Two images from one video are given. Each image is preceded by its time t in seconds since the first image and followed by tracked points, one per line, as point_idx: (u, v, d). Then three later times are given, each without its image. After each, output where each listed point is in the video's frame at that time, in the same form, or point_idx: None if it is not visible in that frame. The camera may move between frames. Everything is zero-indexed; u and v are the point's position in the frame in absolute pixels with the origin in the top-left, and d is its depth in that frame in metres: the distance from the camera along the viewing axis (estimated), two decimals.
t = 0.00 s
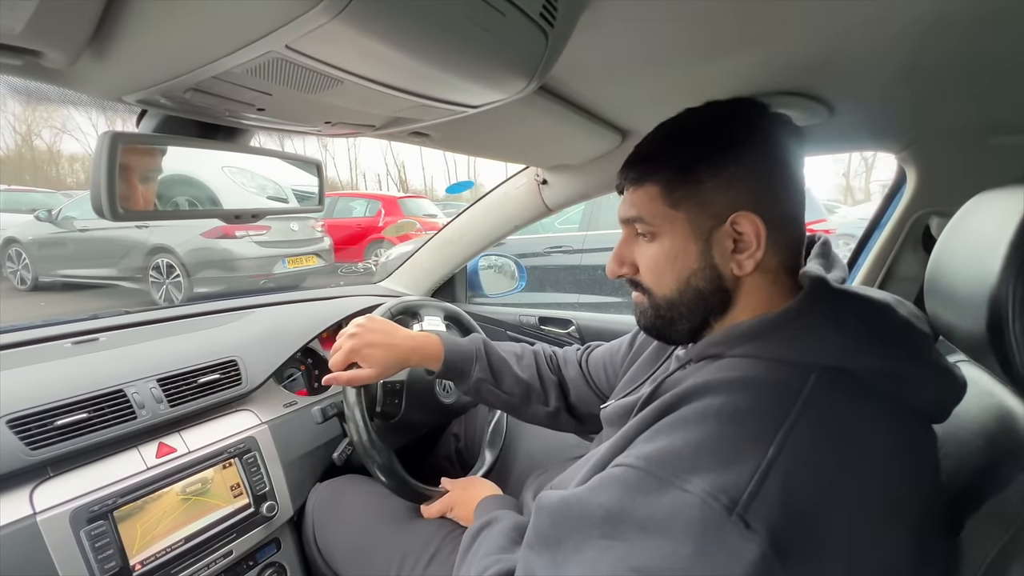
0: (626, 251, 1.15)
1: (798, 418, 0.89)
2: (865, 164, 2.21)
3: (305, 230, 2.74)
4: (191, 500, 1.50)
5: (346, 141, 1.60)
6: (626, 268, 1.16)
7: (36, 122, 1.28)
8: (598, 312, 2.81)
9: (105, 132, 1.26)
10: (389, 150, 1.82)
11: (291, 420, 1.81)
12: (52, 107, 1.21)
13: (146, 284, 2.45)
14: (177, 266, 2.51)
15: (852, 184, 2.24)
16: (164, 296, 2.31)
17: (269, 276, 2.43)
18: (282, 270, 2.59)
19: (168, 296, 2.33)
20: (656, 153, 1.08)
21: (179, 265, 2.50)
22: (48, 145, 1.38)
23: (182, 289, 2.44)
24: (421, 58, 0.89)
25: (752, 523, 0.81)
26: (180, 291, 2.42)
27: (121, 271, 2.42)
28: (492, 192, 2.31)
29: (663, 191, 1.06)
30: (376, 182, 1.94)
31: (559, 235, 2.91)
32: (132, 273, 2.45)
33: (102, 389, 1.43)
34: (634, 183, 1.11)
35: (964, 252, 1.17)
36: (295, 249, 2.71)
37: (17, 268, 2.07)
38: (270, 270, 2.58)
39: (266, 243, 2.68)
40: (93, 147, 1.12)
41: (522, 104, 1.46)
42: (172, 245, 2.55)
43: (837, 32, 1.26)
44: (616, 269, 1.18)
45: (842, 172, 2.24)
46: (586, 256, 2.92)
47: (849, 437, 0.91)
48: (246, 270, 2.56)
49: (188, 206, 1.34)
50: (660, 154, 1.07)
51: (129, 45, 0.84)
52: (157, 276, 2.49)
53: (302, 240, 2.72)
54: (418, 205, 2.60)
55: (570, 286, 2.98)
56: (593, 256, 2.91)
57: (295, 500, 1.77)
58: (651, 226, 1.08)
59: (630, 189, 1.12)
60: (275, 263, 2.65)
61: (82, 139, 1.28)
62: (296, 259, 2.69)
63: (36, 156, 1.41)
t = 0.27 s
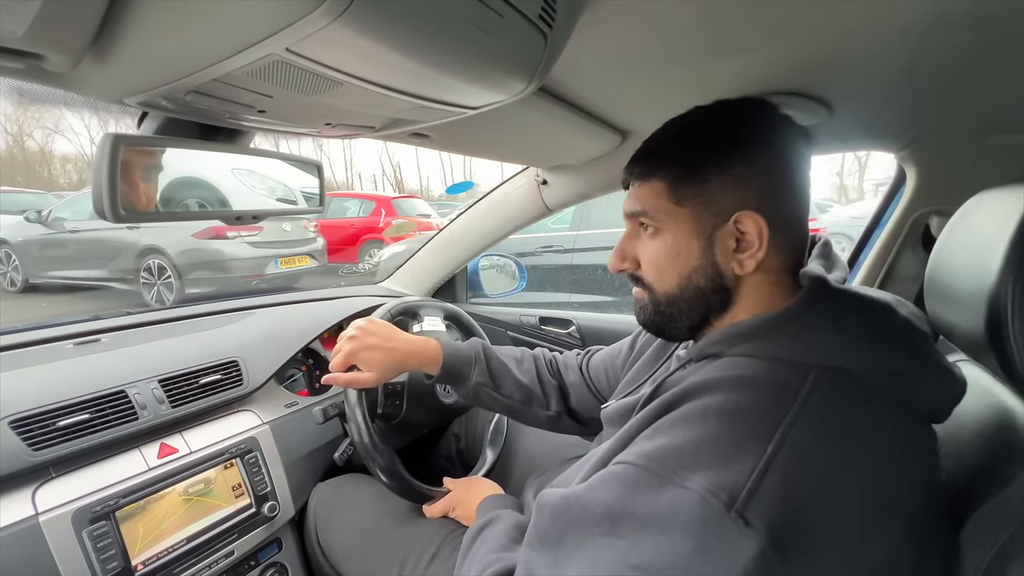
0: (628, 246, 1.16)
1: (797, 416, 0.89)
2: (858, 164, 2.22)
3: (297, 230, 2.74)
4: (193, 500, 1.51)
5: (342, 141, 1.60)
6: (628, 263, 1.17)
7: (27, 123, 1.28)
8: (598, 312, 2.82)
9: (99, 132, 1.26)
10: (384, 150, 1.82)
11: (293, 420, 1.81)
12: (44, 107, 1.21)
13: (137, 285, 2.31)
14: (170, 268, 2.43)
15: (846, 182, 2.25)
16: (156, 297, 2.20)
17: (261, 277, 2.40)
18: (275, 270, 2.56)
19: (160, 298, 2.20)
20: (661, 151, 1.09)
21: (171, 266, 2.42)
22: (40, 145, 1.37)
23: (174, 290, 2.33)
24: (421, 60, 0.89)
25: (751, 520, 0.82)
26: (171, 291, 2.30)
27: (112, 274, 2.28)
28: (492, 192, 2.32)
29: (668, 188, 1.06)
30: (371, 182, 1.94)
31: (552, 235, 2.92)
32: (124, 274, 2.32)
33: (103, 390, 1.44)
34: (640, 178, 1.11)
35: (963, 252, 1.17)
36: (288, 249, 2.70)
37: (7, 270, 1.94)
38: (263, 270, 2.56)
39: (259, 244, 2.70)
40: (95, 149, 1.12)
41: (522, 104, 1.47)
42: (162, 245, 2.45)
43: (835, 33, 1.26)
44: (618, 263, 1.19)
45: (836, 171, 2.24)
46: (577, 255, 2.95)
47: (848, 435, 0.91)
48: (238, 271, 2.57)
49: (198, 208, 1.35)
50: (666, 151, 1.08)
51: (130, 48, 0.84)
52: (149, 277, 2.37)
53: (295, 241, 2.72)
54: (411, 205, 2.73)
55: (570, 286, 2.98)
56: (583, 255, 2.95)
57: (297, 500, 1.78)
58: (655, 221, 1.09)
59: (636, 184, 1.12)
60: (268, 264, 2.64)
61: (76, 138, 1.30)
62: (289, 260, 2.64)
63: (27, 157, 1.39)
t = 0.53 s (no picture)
0: (629, 245, 1.15)
1: (798, 415, 0.89)
2: (851, 164, 2.22)
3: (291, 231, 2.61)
4: (192, 501, 1.50)
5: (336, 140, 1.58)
6: (628, 263, 1.16)
7: (18, 122, 1.24)
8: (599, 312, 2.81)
9: (91, 132, 1.26)
10: (379, 150, 1.82)
11: (293, 421, 1.81)
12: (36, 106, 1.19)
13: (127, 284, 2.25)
14: (160, 269, 2.35)
15: (840, 181, 2.24)
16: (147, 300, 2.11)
17: (253, 277, 2.38)
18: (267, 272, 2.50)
19: (150, 299, 2.16)
20: (662, 150, 1.08)
21: (162, 267, 2.34)
22: (32, 146, 1.33)
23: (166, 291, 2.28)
24: (421, 59, 0.89)
25: (751, 519, 0.81)
26: (162, 292, 2.25)
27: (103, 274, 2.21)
28: (492, 192, 2.31)
29: (669, 188, 1.06)
30: (367, 182, 1.93)
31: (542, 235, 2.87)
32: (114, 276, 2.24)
33: (103, 391, 1.43)
34: (641, 178, 1.11)
35: (965, 251, 1.16)
36: (280, 250, 2.59)
37: None
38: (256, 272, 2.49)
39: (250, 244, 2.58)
40: (93, 149, 1.12)
41: (522, 104, 1.46)
42: (154, 246, 2.37)
43: (836, 32, 1.26)
44: (619, 263, 1.19)
45: (830, 171, 2.23)
46: (569, 255, 2.93)
47: (849, 434, 0.91)
48: (231, 272, 2.46)
49: (207, 210, 1.36)
50: (667, 150, 1.07)
51: (127, 47, 0.84)
52: (139, 279, 2.30)
53: (287, 242, 2.61)
54: (407, 206, 2.56)
55: (570, 286, 2.98)
56: (574, 256, 2.93)
57: (297, 500, 1.77)
58: (656, 221, 1.08)
59: (637, 184, 1.12)
60: (260, 264, 2.55)
61: (68, 138, 1.27)
62: (282, 261, 2.57)
63: (18, 158, 1.35)
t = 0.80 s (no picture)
0: (628, 247, 1.16)
1: (794, 415, 0.90)
2: (845, 165, 2.21)
3: (281, 231, 2.66)
4: (194, 502, 1.51)
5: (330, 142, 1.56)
6: (628, 265, 1.17)
7: (9, 124, 1.26)
8: (598, 314, 2.82)
9: (85, 132, 1.27)
10: (375, 151, 1.82)
11: (293, 422, 1.81)
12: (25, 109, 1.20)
13: (119, 286, 2.23)
14: (152, 271, 2.33)
15: (833, 182, 2.23)
16: (137, 300, 2.13)
17: (246, 278, 2.42)
18: (260, 273, 2.53)
19: (143, 299, 2.15)
20: (661, 152, 1.09)
21: (153, 269, 2.33)
22: (22, 146, 1.35)
23: (157, 293, 2.25)
24: (421, 64, 0.90)
25: (749, 518, 0.82)
26: (153, 293, 2.23)
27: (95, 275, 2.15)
28: (492, 193, 2.32)
29: (667, 190, 1.07)
30: (362, 183, 1.94)
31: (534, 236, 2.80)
32: (105, 278, 2.17)
33: (104, 392, 1.44)
34: (639, 180, 1.12)
35: (963, 253, 1.17)
36: (272, 251, 2.62)
37: None
38: (247, 274, 2.50)
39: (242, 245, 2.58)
40: (97, 153, 1.13)
41: (521, 107, 1.47)
42: (145, 247, 2.38)
43: (834, 35, 1.27)
44: (619, 265, 1.19)
45: (823, 172, 2.23)
46: (562, 255, 2.90)
47: (847, 433, 0.92)
48: (222, 273, 2.47)
49: (217, 212, 1.38)
50: (665, 153, 1.08)
51: (131, 52, 0.84)
52: (131, 280, 2.28)
53: (280, 243, 2.65)
54: (398, 206, 2.84)
55: (570, 286, 2.97)
56: (567, 256, 2.90)
57: (298, 501, 1.78)
58: (654, 223, 1.09)
59: (635, 186, 1.13)
60: (252, 265, 2.57)
61: (61, 138, 1.32)
62: (274, 262, 2.58)
63: (10, 159, 1.38)
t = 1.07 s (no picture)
0: (629, 249, 1.16)
1: (794, 416, 0.89)
2: (839, 165, 2.22)
3: (275, 231, 2.58)
4: (194, 503, 1.50)
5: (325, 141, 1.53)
6: (629, 267, 1.17)
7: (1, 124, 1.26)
8: (599, 314, 2.81)
9: (79, 133, 1.28)
10: (371, 151, 1.81)
11: (293, 423, 1.81)
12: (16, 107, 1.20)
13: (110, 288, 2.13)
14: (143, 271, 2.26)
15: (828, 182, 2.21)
16: (128, 301, 2.06)
17: (240, 278, 2.37)
18: (251, 272, 2.45)
19: (132, 300, 2.07)
20: (660, 153, 1.08)
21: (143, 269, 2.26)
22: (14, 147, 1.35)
23: (149, 294, 2.17)
24: (421, 62, 0.89)
25: (749, 519, 0.81)
26: (145, 295, 2.15)
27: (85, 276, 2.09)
28: (492, 193, 2.32)
29: (667, 192, 1.06)
30: (359, 183, 1.94)
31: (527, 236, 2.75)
32: (95, 278, 2.11)
33: (103, 393, 1.43)
34: (639, 181, 1.11)
35: (966, 253, 1.16)
36: (266, 251, 2.52)
37: None
38: (241, 274, 2.43)
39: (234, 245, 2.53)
40: (95, 152, 1.12)
41: (522, 106, 1.46)
42: (137, 247, 2.33)
43: (835, 34, 1.26)
44: (620, 266, 1.19)
45: (817, 172, 2.22)
46: (554, 255, 2.91)
47: (848, 435, 0.91)
48: (215, 273, 2.44)
49: (227, 214, 1.42)
50: (665, 154, 1.07)
51: (129, 50, 0.84)
52: (122, 280, 2.18)
53: (274, 243, 2.56)
54: (395, 206, 2.72)
55: (570, 286, 2.97)
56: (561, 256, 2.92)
57: (298, 502, 1.78)
58: (654, 225, 1.09)
59: (635, 187, 1.12)
60: (245, 265, 2.48)
61: (55, 138, 1.32)
62: (267, 262, 2.50)
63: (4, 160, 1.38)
